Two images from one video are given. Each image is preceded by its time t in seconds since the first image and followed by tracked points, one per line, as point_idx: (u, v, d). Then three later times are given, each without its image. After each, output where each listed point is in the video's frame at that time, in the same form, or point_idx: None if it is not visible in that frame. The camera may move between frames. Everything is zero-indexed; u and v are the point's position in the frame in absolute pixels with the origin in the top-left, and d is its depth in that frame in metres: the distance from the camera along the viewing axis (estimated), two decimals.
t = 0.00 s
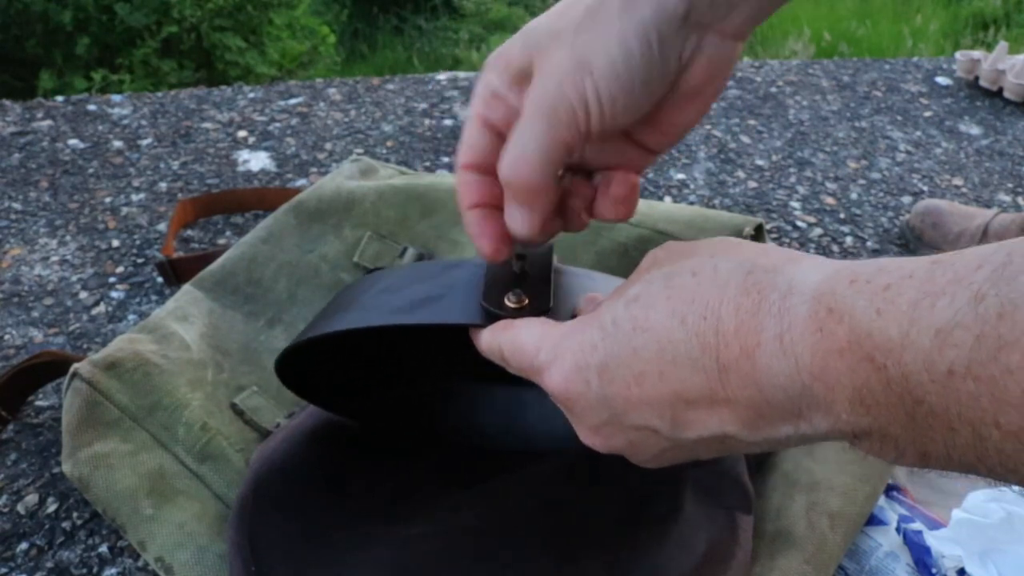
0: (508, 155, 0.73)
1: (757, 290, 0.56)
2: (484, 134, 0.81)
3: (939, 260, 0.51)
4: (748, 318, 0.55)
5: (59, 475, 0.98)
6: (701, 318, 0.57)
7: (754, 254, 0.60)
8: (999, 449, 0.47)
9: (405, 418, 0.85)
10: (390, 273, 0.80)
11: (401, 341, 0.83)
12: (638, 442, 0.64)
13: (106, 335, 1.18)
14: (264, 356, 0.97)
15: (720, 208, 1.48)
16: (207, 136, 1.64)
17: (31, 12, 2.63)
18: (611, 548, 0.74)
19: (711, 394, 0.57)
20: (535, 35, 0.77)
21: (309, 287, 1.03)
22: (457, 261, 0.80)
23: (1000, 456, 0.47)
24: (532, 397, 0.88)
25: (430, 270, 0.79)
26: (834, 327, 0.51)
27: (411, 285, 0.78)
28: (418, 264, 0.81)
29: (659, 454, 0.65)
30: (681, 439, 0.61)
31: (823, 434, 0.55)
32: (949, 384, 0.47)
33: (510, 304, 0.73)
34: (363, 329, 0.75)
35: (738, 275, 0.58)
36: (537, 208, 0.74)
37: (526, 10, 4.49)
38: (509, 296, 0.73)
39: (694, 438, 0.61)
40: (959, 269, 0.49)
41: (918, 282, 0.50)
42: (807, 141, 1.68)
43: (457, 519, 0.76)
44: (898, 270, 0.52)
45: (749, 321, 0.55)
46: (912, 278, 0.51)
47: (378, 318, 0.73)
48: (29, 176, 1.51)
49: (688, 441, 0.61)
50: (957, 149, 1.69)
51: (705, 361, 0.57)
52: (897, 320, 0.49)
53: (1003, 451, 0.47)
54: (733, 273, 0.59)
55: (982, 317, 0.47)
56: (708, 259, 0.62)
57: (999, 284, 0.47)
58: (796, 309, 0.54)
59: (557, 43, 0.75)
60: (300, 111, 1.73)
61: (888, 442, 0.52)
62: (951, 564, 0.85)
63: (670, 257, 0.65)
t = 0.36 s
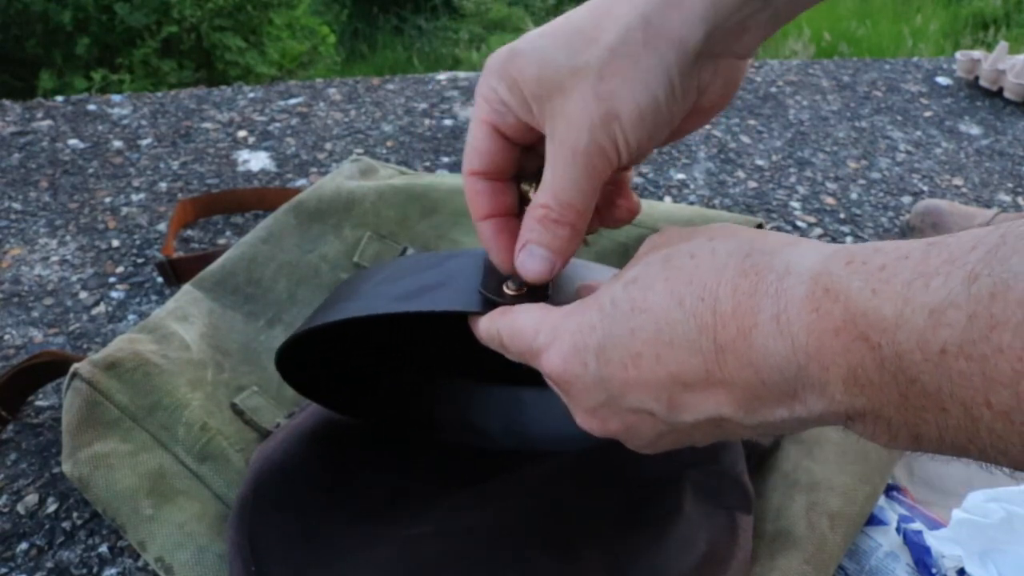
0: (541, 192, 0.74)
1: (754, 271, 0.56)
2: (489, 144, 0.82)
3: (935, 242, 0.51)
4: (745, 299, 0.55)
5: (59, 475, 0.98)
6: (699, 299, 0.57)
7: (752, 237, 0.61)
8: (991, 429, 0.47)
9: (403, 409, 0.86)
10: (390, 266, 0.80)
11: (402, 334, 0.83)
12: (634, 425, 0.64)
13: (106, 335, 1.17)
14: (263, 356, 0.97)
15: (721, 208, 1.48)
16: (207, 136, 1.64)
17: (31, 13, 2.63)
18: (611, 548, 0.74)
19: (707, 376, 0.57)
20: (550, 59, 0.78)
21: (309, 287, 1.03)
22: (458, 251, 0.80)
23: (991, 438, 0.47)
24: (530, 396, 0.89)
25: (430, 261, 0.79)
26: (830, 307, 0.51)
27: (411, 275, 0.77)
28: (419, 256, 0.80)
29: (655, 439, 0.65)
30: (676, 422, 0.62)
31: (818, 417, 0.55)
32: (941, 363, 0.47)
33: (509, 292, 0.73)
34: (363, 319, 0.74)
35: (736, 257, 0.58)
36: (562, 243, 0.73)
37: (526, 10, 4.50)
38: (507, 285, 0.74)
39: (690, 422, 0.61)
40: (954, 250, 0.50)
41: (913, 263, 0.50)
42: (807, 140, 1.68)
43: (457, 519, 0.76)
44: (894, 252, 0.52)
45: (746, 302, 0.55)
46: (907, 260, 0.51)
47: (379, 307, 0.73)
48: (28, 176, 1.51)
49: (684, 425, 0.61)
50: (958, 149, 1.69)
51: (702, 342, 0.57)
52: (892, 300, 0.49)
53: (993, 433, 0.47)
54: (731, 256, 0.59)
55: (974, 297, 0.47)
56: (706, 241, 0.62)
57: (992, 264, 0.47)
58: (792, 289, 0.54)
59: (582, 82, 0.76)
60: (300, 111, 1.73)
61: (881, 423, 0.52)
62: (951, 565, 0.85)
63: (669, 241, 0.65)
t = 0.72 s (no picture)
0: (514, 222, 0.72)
1: (758, 277, 0.56)
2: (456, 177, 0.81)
3: (944, 251, 0.51)
4: (748, 304, 0.55)
5: (59, 475, 0.98)
6: (701, 304, 0.57)
7: (756, 242, 0.60)
8: (998, 440, 0.47)
9: (401, 410, 0.86)
10: (389, 269, 0.81)
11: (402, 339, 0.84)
12: (635, 429, 0.64)
13: (106, 335, 1.18)
14: (263, 356, 0.97)
15: (720, 208, 1.48)
16: (207, 136, 1.64)
17: (31, 12, 2.63)
18: (610, 547, 0.74)
19: (709, 381, 0.57)
20: (506, 84, 0.75)
21: (309, 287, 1.03)
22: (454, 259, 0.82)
23: (998, 449, 0.47)
24: (531, 396, 0.89)
25: (428, 266, 0.81)
26: (834, 314, 0.51)
27: (411, 280, 0.79)
28: (416, 261, 0.82)
29: (655, 443, 0.65)
30: (677, 428, 0.61)
31: (821, 427, 0.55)
32: (949, 373, 0.47)
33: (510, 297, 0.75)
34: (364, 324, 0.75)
35: (740, 262, 0.58)
36: (545, 268, 0.72)
37: (526, 10, 4.49)
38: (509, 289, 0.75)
39: (691, 428, 0.61)
40: (963, 259, 0.50)
41: (920, 271, 0.50)
42: (807, 140, 1.68)
43: (457, 519, 0.76)
44: (902, 259, 0.52)
45: (750, 308, 0.55)
46: (915, 267, 0.51)
47: (381, 312, 0.74)
48: (29, 176, 1.51)
49: (685, 431, 0.61)
50: (958, 149, 1.69)
51: (704, 347, 0.56)
52: (898, 308, 0.50)
53: (1000, 444, 0.47)
54: (735, 261, 0.59)
55: (982, 307, 0.47)
56: (710, 248, 0.62)
57: (1001, 274, 0.47)
58: (797, 295, 0.54)
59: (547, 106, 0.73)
60: (300, 111, 1.73)
61: (884, 434, 0.52)
62: (951, 564, 0.85)
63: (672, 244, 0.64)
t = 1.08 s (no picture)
0: (525, 222, 0.72)
1: (785, 229, 0.56)
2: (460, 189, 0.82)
3: (963, 201, 0.51)
4: (776, 255, 0.55)
5: (59, 475, 0.98)
6: (732, 258, 0.56)
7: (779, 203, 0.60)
8: (1012, 379, 0.48)
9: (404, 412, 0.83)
10: (383, 286, 0.82)
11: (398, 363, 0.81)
12: (663, 405, 0.61)
13: (106, 335, 1.18)
14: (264, 356, 0.97)
15: (721, 208, 1.48)
16: (207, 136, 1.64)
17: (31, 12, 2.63)
18: (608, 548, 0.74)
19: (741, 336, 0.55)
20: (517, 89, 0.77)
21: (309, 287, 1.03)
22: (446, 275, 0.81)
23: (1013, 387, 0.48)
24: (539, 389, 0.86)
25: (421, 284, 0.81)
26: (858, 258, 0.52)
27: (403, 302, 0.79)
28: (408, 279, 0.82)
29: (682, 420, 0.61)
30: (708, 396, 0.59)
31: (842, 378, 0.54)
32: (965, 313, 0.48)
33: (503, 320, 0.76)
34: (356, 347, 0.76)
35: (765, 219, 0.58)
36: (551, 267, 0.72)
37: (526, 10, 4.49)
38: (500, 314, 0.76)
39: (723, 394, 0.58)
40: (982, 208, 0.50)
41: (942, 218, 0.51)
42: (807, 140, 1.68)
43: (456, 519, 0.75)
44: (923, 209, 0.52)
45: (777, 258, 0.55)
46: (936, 216, 0.51)
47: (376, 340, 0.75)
48: (29, 176, 1.51)
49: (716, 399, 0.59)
50: (958, 149, 1.69)
51: (733, 299, 0.55)
52: (919, 252, 0.50)
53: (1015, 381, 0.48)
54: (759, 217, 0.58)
55: (1001, 250, 0.47)
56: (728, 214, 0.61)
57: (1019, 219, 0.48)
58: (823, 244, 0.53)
59: (562, 105, 0.75)
60: (300, 111, 1.73)
61: (905, 379, 0.52)
62: (950, 565, 0.85)
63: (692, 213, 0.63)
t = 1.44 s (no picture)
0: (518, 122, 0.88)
1: (782, 322, 0.51)
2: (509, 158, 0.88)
3: (968, 281, 0.48)
4: (778, 354, 0.51)
5: (59, 475, 0.98)
6: (730, 359, 0.52)
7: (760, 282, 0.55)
8: None
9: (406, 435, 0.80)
10: (376, 329, 0.75)
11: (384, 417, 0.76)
12: (669, 503, 0.58)
13: (106, 335, 1.17)
14: (263, 356, 0.96)
15: (721, 208, 1.48)
16: (207, 136, 1.64)
17: (31, 12, 2.64)
18: (609, 552, 0.74)
19: (749, 438, 0.52)
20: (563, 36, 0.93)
21: (309, 287, 1.03)
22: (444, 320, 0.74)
23: None
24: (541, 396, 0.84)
25: (417, 330, 0.74)
26: (868, 352, 0.48)
27: (397, 351, 0.73)
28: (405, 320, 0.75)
29: (688, 512, 0.59)
30: (716, 492, 0.56)
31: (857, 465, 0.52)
32: (990, 411, 0.45)
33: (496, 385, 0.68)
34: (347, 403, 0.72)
35: (753, 306, 0.53)
36: (530, 158, 0.87)
37: (526, 10, 4.50)
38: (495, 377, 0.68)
39: (730, 488, 0.56)
40: (992, 292, 0.46)
41: (952, 305, 0.47)
42: (807, 140, 1.68)
43: (457, 517, 0.76)
44: (926, 291, 0.49)
45: (781, 357, 0.51)
46: (943, 301, 0.47)
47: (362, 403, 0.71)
48: (29, 176, 1.51)
49: (723, 492, 0.56)
50: (958, 149, 1.69)
51: (739, 403, 0.52)
52: (933, 345, 0.46)
53: None
54: (746, 304, 0.54)
55: (1019, 341, 0.45)
56: (703, 288, 0.56)
57: None
58: (827, 340, 0.49)
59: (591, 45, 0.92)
60: (300, 111, 1.73)
61: (924, 467, 0.50)
62: (951, 565, 0.85)
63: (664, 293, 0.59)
